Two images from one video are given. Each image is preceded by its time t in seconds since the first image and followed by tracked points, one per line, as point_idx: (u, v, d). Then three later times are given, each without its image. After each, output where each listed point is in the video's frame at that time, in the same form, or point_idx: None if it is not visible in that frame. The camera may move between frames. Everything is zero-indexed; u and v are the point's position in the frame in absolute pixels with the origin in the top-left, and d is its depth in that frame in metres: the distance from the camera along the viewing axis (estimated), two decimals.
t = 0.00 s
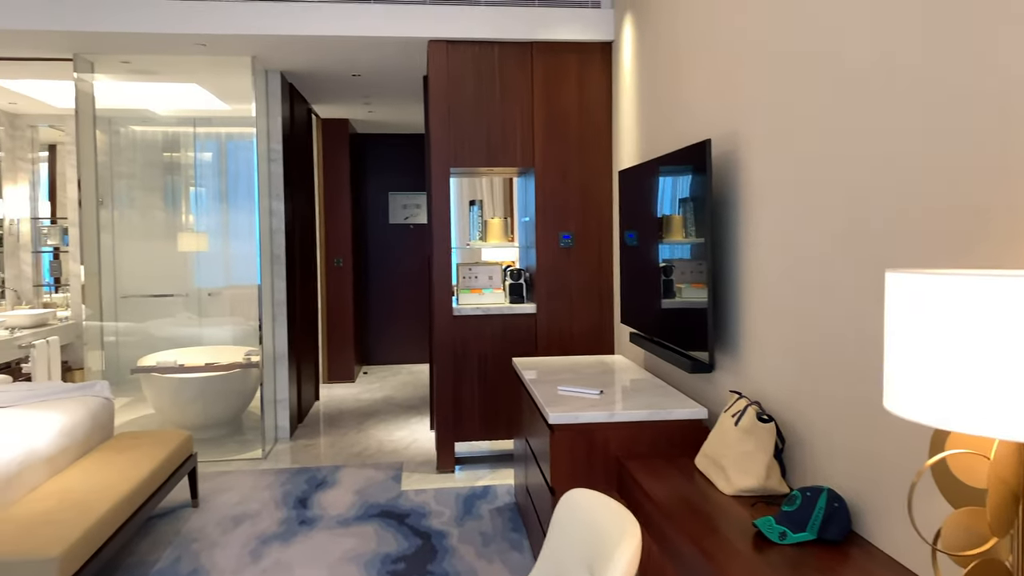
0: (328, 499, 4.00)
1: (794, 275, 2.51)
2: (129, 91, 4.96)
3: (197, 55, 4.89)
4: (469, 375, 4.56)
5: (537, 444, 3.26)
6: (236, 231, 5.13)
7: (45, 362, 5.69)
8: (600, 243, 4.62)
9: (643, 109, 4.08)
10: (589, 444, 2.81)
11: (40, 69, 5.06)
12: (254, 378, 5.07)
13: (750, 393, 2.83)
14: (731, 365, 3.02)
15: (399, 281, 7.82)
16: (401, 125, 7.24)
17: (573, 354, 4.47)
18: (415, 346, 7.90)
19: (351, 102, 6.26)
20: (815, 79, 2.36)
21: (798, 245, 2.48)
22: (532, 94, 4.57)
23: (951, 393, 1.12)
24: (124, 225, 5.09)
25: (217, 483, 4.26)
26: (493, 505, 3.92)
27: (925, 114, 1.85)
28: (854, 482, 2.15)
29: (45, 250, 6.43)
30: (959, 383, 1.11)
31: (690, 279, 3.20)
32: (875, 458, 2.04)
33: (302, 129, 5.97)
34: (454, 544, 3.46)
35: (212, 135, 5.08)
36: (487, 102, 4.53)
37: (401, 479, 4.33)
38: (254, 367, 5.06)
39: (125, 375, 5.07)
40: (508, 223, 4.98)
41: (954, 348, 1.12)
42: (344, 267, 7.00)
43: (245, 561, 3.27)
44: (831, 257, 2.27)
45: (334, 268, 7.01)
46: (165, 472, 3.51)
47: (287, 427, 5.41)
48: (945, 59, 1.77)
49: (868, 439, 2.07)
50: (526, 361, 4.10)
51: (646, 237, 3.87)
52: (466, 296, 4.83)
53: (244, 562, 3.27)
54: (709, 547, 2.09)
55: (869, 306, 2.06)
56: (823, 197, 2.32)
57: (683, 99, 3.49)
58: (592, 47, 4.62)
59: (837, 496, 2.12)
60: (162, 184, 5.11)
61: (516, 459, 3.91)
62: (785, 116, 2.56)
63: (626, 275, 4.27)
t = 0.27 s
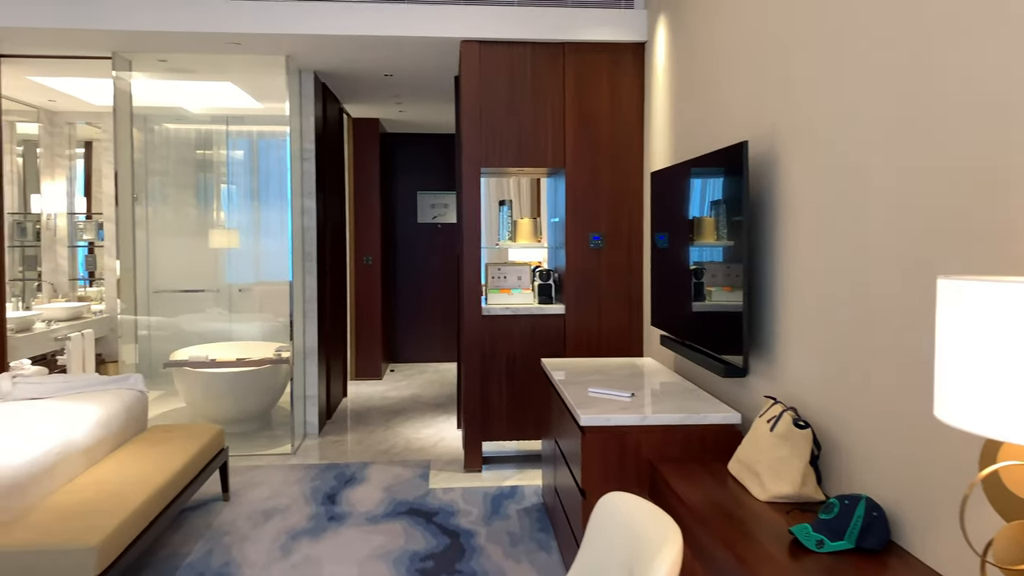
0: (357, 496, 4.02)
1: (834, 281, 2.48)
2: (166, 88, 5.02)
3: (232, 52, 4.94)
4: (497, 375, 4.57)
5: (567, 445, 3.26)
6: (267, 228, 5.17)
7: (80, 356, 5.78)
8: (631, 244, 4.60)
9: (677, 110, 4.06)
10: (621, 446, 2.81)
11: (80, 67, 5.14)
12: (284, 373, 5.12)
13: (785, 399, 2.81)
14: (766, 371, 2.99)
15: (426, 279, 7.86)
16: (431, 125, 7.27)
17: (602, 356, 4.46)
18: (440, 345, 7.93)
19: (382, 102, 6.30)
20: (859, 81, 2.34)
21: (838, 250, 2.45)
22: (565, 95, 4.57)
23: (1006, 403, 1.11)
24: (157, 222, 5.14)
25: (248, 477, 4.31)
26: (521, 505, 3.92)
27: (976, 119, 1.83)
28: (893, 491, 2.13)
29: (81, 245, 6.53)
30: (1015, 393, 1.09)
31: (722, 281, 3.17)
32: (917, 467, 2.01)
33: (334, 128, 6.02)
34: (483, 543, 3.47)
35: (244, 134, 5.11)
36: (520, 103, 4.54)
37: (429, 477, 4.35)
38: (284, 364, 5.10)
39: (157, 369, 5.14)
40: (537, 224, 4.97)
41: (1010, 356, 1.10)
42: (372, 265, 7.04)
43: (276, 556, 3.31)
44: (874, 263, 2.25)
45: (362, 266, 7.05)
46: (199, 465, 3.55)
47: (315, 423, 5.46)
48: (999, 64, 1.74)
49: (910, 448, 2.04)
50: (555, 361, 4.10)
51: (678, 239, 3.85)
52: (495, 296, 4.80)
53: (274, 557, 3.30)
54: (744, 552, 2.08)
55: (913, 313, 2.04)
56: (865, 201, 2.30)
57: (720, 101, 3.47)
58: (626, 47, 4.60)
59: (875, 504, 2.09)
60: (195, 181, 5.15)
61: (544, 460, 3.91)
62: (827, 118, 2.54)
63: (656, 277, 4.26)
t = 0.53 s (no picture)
0: (383, 497, 4.02)
1: (871, 284, 2.44)
2: (192, 90, 5.06)
3: (259, 53, 4.97)
4: (522, 377, 4.56)
5: (595, 448, 3.23)
6: (291, 228, 5.19)
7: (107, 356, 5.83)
8: (657, 246, 4.57)
9: (706, 111, 4.03)
10: (652, 451, 2.77)
11: (110, 69, 5.19)
12: (309, 374, 5.15)
13: (820, 403, 2.77)
14: (799, 375, 2.95)
15: (448, 281, 7.87)
16: (454, 126, 7.28)
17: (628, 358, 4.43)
18: (462, 346, 7.94)
19: (406, 103, 6.32)
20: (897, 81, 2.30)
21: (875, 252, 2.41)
22: (592, 97, 4.55)
23: None
24: (181, 222, 5.16)
25: (274, 478, 4.32)
26: (547, 508, 3.90)
27: None
28: (935, 498, 2.08)
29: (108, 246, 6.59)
30: None
31: (750, 284, 3.20)
32: (960, 474, 1.97)
33: (359, 130, 6.04)
34: (510, 546, 3.45)
35: (268, 135, 5.13)
36: (546, 104, 4.53)
37: (454, 479, 4.35)
38: (310, 364, 5.13)
39: (183, 369, 5.15)
40: (563, 226, 4.95)
41: None
42: (395, 266, 7.06)
43: (304, 557, 3.31)
44: (914, 266, 2.21)
45: (386, 268, 7.07)
46: (227, 465, 3.57)
47: (340, 424, 5.48)
48: None
49: (953, 455, 2.00)
50: (581, 364, 4.08)
51: (705, 241, 3.82)
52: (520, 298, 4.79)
53: (302, 558, 3.30)
54: (783, 558, 2.04)
55: (957, 317, 2.00)
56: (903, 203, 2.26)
57: (751, 102, 3.43)
58: (653, 48, 4.58)
59: (916, 511, 2.06)
60: (219, 182, 5.15)
61: (570, 462, 3.90)
62: (864, 120, 2.50)
63: (682, 279, 4.22)
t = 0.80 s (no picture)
0: (398, 491, 4.03)
1: (896, 279, 2.42)
2: (206, 82, 5.05)
3: (275, 45, 4.97)
4: (536, 371, 4.55)
5: (613, 443, 3.23)
6: (301, 221, 5.19)
7: (121, 348, 5.85)
8: (673, 241, 4.55)
9: (724, 104, 4.01)
10: (672, 445, 2.77)
11: (125, 62, 5.20)
12: (323, 367, 5.19)
13: (842, 399, 2.75)
14: (820, 370, 2.94)
15: (460, 274, 7.86)
16: (466, 120, 7.27)
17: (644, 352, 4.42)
18: (474, 340, 7.94)
19: (419, 96, 6.30)
20: (924, 73, 2.27)
21: (901, 246, 2.39)
22: (608, 90, 4.53)
23: None
24: (194, 215, 5.14)
25: (289, 470, 4.33)
26: (562, 502, 3.90)
27: None
28: (962, 495, 2.06)
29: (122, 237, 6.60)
30: None
31: (767, 278, 3.22)
32: (989, 472, 1.95)
33: (372, 122, 6.03)
34: (526, 540, 3.45)
35: (280, 128, 5.09)
36: (562, 98, 4.51)
37: (468, 473, 4.35)
38: (324, 357, 5.16)
39: (196, 362, 5.19)
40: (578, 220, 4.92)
41: None
42: (408, 260, 7.06)
43: (321, 549, 3.30)
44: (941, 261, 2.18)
45: (398, 261, 7.07)
46: (244, 457, 3.57)
47: (354, 417, 5.49)
48: None
49: (981, 452, 1.98)
50: (597, 358, 4.06)
51: (721, 235, 3.80)
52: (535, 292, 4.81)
53: (319, 550, 3.30)
54: (809, 555, 2.03)
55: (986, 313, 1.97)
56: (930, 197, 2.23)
57: (772, 96, 3.41)
58: (670, 41, 4.55)
59: (944, 508, 2.04)
60: (231, 175, 5.13)
61: (585, 457, 3.90)
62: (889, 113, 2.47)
63: (699, 274, 4.20)
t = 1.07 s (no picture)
0: (416, 479, 4.04)
1: (922, 270, 2.40)
2: (223, 71, 5.05)
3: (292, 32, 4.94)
4: (553, 361, 4.54)
5: (633, 433, 3.22)
6: (316, 209, 5.19)
7: (139, 336, 5.90)
8: (692, 231, 4.53)
9: (745, 93, 3.98)
10: (694, 435, 2.77)
11: (143, 50, 5.20)
12: (339, 356, 5.22)
13: (866, 391, 2.73)
14: (843, 362, 2.92)
15: (475, 263, 7.86)
16: (482, 109, 7.25)
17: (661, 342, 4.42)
18: (488, 329, 7.95)
19: (435, 84, 6.29)
20: (956, 60, 2.24)
21: (929, 236, 2.36)
22: (627, 79, 4.50)
23: None
24: (210, 204, 5.16)
25: (307, 458, 4.35)
26: (580, 491, 3.91)
27: None
28: (991, 488, 2.05)
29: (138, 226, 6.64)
30: None
31: (785, 269, 3.20)
32: (1019, 465, 1.93)
33: (388, 112, 6.03)
34: (545, 529, 3.46)
35: (295, 117, 5.10)
36: (581, 87, 4.49)
37: (485, 461, 4.36)
38: (340, 346, 5.20)
39: (214, 349, 5.21)
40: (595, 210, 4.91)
41: None
42: (423, 249, 7.07)
43: (341, 536, 3.32)
44: (971, 251, 2.15)
45: (413, 251, 7.08)
46: (264, 444, 3.60)
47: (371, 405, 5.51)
48: None
49: (1011, 445, 1.96)
50: (615, 348, 4.05)
51: (741, 225, 3.77)
52: (551, 281, 4.79)
53: (339, 537, 3.31)
54: (835, 547, 2.02)
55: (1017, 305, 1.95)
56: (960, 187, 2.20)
57: (795, 84, 3.37)
58: (690, 30, 4.51)
59: (973, 501, 2.02)
60: (247, 164, 5.14)
61: (603, 447, 3.91)
62: (917, 102, 2.44)
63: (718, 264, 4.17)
